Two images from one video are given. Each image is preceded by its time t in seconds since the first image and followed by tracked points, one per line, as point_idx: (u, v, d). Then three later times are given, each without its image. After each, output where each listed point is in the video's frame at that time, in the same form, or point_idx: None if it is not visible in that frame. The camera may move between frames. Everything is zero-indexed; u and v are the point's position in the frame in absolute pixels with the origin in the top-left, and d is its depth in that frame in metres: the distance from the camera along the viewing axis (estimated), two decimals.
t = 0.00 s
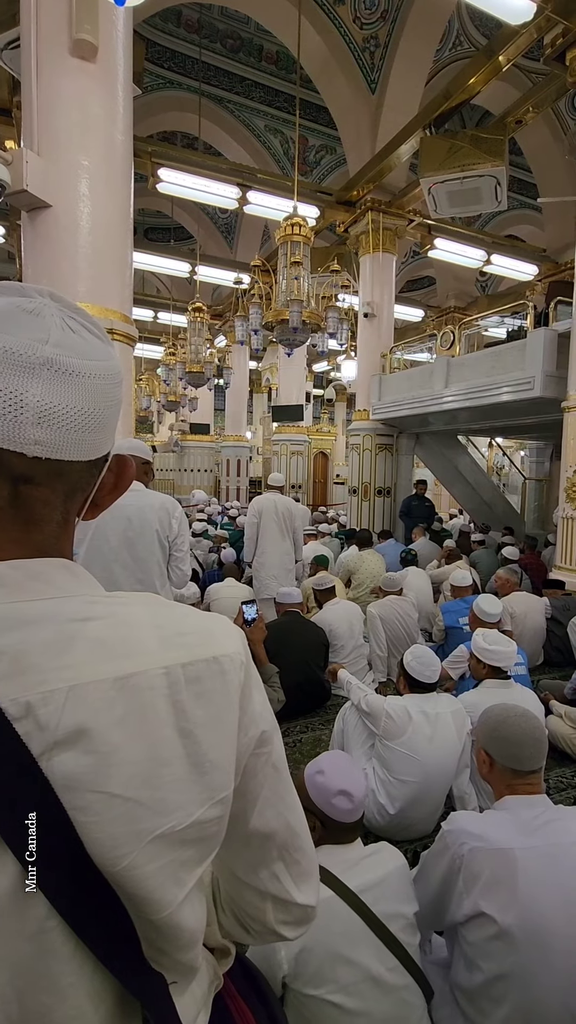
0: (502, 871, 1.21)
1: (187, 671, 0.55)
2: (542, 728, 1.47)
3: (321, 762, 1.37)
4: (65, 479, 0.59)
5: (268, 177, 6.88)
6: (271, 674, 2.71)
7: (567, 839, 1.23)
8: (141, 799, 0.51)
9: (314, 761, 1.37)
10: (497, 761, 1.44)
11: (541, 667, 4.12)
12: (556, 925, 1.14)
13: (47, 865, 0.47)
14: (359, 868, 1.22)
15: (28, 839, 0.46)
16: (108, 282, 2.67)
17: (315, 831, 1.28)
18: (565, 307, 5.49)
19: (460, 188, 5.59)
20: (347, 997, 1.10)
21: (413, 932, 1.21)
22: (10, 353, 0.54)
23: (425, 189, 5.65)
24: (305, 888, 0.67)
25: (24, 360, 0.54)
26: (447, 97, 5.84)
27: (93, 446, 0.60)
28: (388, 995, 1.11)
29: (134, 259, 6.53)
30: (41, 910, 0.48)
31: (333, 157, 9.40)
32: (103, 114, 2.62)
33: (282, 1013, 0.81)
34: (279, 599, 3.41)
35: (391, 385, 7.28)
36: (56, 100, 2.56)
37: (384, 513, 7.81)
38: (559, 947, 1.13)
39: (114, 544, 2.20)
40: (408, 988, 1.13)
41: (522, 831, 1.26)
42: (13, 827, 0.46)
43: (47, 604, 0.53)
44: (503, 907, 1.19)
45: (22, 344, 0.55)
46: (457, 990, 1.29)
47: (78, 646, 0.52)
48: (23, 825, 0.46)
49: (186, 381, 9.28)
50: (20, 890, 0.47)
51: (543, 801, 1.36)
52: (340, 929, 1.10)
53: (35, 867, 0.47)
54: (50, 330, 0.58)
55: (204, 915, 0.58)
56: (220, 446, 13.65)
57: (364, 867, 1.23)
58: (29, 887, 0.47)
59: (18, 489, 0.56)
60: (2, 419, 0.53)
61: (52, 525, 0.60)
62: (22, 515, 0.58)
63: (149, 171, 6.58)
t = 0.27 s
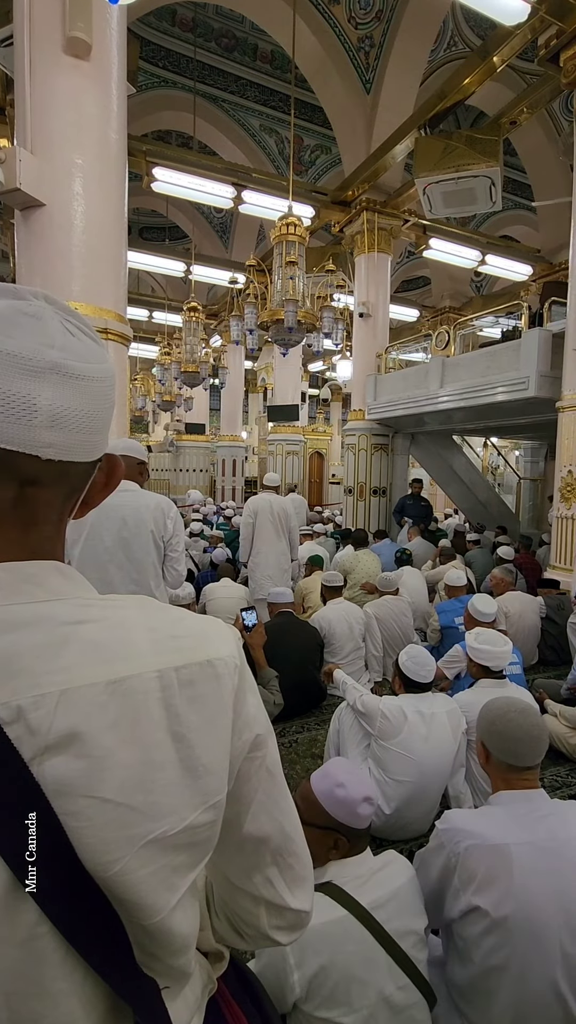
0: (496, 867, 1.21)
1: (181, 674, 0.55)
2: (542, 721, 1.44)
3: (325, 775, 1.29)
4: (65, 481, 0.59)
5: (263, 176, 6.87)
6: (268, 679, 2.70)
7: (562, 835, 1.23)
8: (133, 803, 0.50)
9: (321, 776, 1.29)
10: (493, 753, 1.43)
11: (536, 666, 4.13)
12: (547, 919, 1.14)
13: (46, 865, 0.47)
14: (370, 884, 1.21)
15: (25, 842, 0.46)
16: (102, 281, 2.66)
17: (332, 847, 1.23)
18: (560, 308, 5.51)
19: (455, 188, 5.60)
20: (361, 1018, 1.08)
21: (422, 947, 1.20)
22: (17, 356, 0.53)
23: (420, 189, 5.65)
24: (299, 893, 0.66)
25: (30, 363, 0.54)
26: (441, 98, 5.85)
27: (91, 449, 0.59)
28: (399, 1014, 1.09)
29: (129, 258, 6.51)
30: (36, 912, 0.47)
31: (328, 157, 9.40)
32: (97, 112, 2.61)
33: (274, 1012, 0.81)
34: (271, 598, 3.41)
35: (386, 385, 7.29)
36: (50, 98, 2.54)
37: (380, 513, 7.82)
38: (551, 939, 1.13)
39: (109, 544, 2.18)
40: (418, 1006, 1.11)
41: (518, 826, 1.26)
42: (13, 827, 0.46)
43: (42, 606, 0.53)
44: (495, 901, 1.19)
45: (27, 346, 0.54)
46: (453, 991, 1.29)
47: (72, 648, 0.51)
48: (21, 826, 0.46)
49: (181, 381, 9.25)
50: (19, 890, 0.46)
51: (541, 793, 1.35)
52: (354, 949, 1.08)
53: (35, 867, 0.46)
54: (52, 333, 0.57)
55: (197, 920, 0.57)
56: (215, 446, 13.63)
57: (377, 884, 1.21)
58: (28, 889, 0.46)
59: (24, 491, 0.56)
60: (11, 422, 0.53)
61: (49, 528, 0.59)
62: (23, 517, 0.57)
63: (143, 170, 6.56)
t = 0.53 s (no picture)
0: (492, 864, 1.22)
1: (175, 674, 0.54)
2: (543, 713, 1.42)
3: (315, 776, 1.28)
4: (61, 480, 0.59)
5: (259, 175, 6.86)
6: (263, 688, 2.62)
7: (560, 827, 1.23)
8: (128, 805, 0.50)
9: (313, 777, 1.28)
10: (492, 744, 1.41)
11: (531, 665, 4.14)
12: (541, 905, 1.17)
13: (50, 866, 0.47)
14: (364, 884, 1.18)
15: (25, 841, 0.46)
16: (97, 280, 2.65)
17: (325, 847, 1.23)
18: (554, 308, 5.53)
19: (450, 188, 5.61)
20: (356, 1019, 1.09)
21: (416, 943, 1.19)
22: (13, 355, 0.53)
23: (415, 189, 5.66)
24: (294, 891, 0.66)
25: (27, 363, 0.54)
26: (436, 97, 5.86)
27: (85, 447, 0.59)
28: (391, 1011, 1.10)
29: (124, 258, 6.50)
30: (35, 912, 0.47)
31: (323, 156, 9.40)
32: (91, 111, 2.60)
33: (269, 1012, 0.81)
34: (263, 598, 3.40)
35: (381, 384, 7.30)
36: (43, 96, 2.53)
37: (375, 512, 7.82)
38: (543, 927, 1.16)
39: (104, 544, 2.17)
40: (413, 1004, 1.11)
41: (515, 818, 1.26)
42: (12, 829, 0.45)
43: (35, 607, 0.52)
44: (490, 890, 1.21)
45: (22, 345, 0.54)
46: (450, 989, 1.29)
47: (65, 650, 0.50)
48: (21, 825, 0.46)
49: (177, 381, 9.23)
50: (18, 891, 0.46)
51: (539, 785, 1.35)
52: (348, 951, 1.08)
53: (35, 867, 0.46)
54: (45, 333, 0.57)
55: (192, 921, 0.57)
56: (211, 446, 13.62)
57: (370, 882, 1.19)
58: (28, 889, 0.46)
59: (21, 489, 0.56)
60: (10, 420, 0.53)
61: (44, 527, 0.59)
62: (19, 516, 0.57)
63: (138, 168, 6.54)
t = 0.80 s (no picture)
0: (487, 862, 1.22)
1: (168, 674, 0.54)
2: (540, 711, 1.42)
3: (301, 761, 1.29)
4: (54, 480, 0.59)
5: (254, 175, 6.85)
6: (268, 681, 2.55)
7: (553, 822, 1.24)
8: (121, 805, 0.50)
9: (300, 763, 1.29)
10: (486, 740, 1.41)
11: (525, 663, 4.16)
12: (534, 897, 1.18)
13: (53, 866, 0.47)
14: (344, 867, 1.20)
15: (25, 841, 0.46)
16: (91, 280, 2.64)
17: (305, 832, 1.25)
18: (549, 307, 5.54)
19: (444, 188, 5.62)
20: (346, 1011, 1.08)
21: (398, 926, 1.20)
22: (6, 355, 0.53)
23: (410, 189, 5.67)
24: (287, 890, 0.66)
25: (20, 363, 0.53)
26: (431, 97, 5.88)
27: (78, 448, 0.59)
28: (376, 993, 1.09)
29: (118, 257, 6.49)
30: (33, 913, 0.47)
31: (318, 156, 9.41)
32: (84, 109, 2.59)
33: (263, 1012, 0.80)
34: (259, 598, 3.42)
35: (377, 384, 7.31)
36: (36, 94, 2.52)
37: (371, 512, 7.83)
38: (535, 920, 1.17)
39: (98, 544, 2.17)
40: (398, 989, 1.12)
41: (509, 813, 1.26)
42: (9, 830, 0.45)
43: (27, 608, 0.52)
44: (482, 883, 1.22)
45: (16, 346, 0.54)
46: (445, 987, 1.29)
47: (56, 653, 0.50)
48: (22, 826, 0.46)
49: (172, 380, 9.22)
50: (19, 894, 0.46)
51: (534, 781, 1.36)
52: (328, 928, 1.09)
53: (35, 867, 0.46)
54: (37, 334, 0.57)
55: (185, 920, 0.57)
56: (206, 445, 13.61)
57: (350, 865, 1.20)
58: (28, 889, 0.46)
59: (15, 489, 0.56)
60: (4, 421, 0.52)
61: (38, 526, 0.58)
62: (13, 516, 0.56)
63: (132, 167, 6.52)
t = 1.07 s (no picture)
0: (479, 859, 1.22)
1: (155, 675, 0.54)
2: (531, 710, 1.42)
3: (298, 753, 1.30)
4: (43, 481, 0.58)
5: (248, 174, 6.85)
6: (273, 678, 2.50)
7: (544, 819, 1.24)
8: (107, 807, 0.50)
9: (296, 755, 1.29)
10: (477, 737, 1.42)
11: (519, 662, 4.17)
12: (525, 894, 1.18)
13: (49, 866, 0.47)
14: (333, 856, 1.20)
15: (26, 841, 0.46)
16: (85, 279, 2.63)
17: (296, 823, 1.25)
18: (542, 307, 5.56)
19: (438, 188, 5.63)
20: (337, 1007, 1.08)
21: (386, 916, 1.21)
22: None
23: (404, 189, 5.68)
24: (277, 891, 0.66)
25: (8, 364, 0.53)
26: (425, 97, 5.89)
27: (66, 448, 0.59)
28: (368, 987, 1.10)
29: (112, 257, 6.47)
30: (28, 912, 0.47)
31: (312, 156, 9.41)
32: (77, 108, 2.58)
33: (253, 1012, 0.80)
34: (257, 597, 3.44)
35: (371, 384, 7.32)
36: (29, 93, 2.51)
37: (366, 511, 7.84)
38: (526, 917, 1.18)
39: (91, 545, 2.16)
40: (386, 979, 1.12)
41: (500, 809, 1.27)
42: None
43: (13, 609, 0.52)
44: (472, 880, 1.22)
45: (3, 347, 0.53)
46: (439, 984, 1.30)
47: (44, 654, 0.50)
48: (23, 825, 0.46)
49: (167, 380, 9.20)
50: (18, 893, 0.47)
51: (525, 777, 1.36)
52: (316, 916, 1.09)
53: (35, 867, 0.47)
54: (25, 335, 0.56)
55: (173, 922, 0.57)
56: (201, 445, 13.59)
57: (339, 855, 1.20)
58: (29, 887, 0.47)
59: (4, 490, 0.55)
60: None
61: (26, 526, 0.58)
62: (2, 517, 0.56)
63: (126, 166, 6.51)
